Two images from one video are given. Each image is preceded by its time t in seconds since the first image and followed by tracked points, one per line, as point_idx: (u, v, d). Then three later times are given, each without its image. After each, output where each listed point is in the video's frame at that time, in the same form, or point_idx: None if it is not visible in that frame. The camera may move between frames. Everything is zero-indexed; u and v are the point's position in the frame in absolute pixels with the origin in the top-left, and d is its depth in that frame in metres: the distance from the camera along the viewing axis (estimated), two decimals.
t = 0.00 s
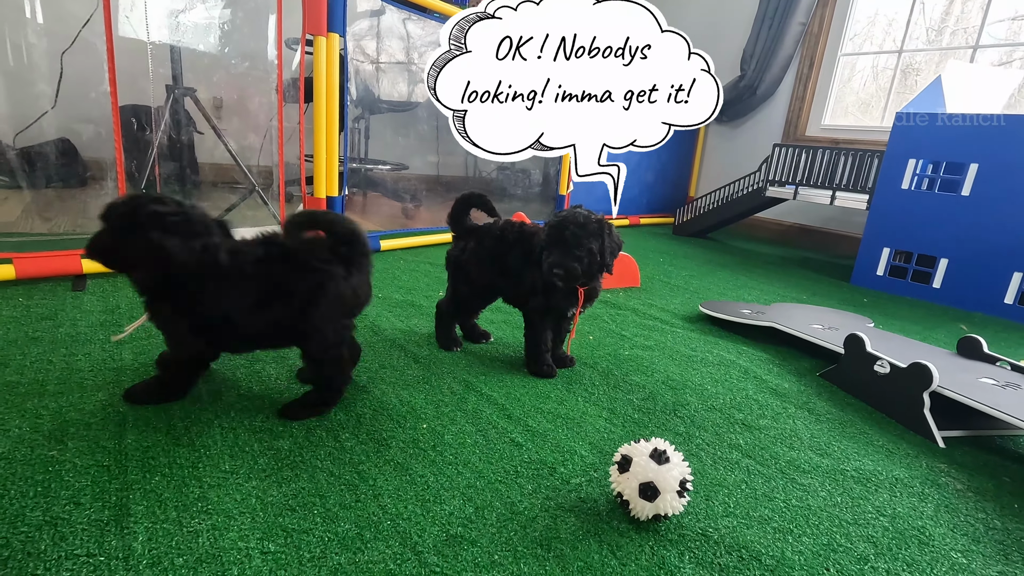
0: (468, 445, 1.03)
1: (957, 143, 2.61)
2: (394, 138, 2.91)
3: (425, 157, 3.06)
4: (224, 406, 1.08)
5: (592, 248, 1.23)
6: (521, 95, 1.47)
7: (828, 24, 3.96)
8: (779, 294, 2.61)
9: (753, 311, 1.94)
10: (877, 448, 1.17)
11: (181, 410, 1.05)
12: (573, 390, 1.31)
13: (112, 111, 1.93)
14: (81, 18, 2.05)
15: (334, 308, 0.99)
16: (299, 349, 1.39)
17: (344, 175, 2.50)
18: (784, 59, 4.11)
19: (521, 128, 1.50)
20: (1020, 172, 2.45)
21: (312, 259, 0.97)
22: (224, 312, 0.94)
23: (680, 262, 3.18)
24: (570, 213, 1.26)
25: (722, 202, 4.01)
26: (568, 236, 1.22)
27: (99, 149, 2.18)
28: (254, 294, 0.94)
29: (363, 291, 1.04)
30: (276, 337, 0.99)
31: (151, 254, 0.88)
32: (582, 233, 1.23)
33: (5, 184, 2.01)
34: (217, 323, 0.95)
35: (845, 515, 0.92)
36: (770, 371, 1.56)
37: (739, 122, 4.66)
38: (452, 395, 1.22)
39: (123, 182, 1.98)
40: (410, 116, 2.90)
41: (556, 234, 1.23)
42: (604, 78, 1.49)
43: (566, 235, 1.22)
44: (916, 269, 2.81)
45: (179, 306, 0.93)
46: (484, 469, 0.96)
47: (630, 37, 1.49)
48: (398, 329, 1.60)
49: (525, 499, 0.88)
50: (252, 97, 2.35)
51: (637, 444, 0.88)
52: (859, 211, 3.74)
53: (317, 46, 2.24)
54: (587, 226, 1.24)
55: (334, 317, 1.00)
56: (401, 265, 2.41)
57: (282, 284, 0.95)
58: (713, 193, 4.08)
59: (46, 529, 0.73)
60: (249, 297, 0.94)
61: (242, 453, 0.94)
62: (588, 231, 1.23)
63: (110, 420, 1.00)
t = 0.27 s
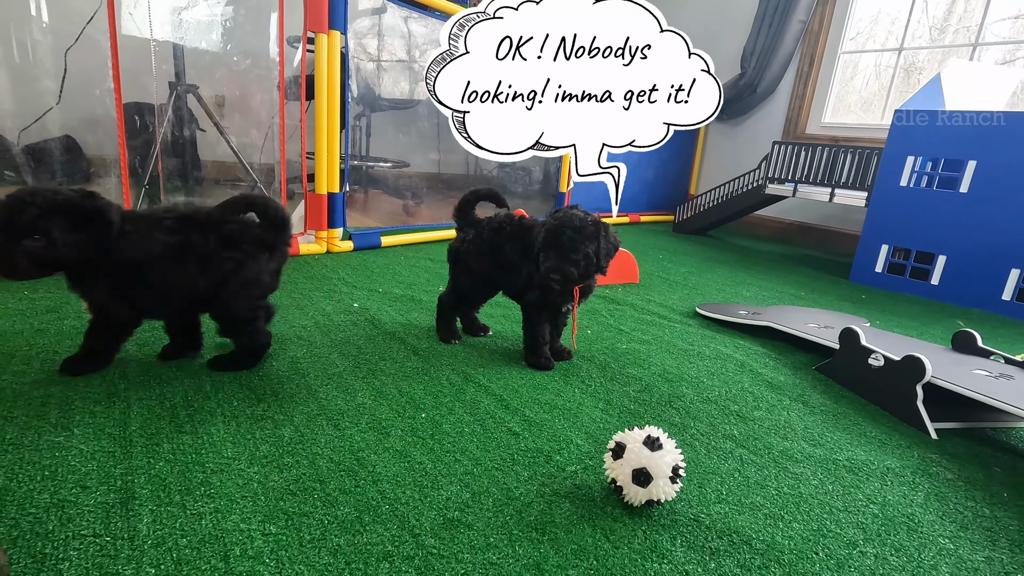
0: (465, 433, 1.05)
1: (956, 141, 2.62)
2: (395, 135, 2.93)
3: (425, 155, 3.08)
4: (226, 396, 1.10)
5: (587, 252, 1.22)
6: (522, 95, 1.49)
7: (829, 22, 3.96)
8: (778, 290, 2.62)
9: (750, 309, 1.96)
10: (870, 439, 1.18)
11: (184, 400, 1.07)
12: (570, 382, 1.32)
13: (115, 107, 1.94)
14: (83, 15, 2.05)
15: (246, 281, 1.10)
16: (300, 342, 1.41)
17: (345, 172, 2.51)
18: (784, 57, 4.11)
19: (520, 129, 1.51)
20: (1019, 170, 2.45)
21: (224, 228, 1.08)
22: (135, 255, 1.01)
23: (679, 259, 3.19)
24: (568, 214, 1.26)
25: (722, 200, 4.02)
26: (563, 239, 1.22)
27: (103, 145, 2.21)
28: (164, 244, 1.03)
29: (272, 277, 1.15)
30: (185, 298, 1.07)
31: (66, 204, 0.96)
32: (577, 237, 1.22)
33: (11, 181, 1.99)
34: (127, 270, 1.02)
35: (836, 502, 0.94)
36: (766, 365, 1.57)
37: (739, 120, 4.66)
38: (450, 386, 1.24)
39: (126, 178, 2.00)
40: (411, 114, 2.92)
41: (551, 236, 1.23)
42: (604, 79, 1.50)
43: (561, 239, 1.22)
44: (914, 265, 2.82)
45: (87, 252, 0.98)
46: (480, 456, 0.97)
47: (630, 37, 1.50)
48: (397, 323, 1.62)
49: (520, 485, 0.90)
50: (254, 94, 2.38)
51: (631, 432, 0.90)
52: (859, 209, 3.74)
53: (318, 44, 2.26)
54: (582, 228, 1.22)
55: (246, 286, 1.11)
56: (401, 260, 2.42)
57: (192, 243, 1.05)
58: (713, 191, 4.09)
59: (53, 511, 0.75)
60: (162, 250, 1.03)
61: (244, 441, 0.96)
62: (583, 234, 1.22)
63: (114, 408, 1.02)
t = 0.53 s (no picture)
0: (461, 430, 1.06)
1: (956, 140, 2.62)
2: (396, 135, 2.94)
3: (426, 154, 3.09)
4: (225, 393, 1.12)
5: (571, 262, 1.24)
6: (522, 95, 1.50)
7: (830, 21, 3.96)
8: (776, 290, 2.63)
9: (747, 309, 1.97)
10: (862, 437, 1.19)
11: (184, 396, 1.09)
12: (566, 380, 1.34)
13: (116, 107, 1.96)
14: (88, 16, 2.12)
15: (168, 247, 1.20)
16: (299, 340, 1.43)
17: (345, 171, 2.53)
18: (785, 57, 4.11)
19: (521, 129, 1.52)
20: (1018, 170, 2.45)
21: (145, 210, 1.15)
22: (59, 248, 1.04)
23: (678, 258, 3.20)
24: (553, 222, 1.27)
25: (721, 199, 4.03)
26: (547, 249, 1.24)
27: (105, 144, 2.24)
28: (88, 232, 1.08)
29: (190, 238, 1.27)
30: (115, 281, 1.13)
31: None
32: (561, 247, 1.24)
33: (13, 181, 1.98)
34: (54, 264, 1.04)
35: (826, 499, 0.95)
36: (762, 364, 1.58)
37: (740, 120, 4.67)
38: (446, 384, 1.25)
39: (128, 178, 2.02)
40: (412, 113, 2.93)
41: (535, 244, 1.25)
42: (605, 79, 1.52)
43: (545, 248, 1.24)
44: (912, 265, 2.83)
45: (9, 250, 0.99)
46: (475, 453, 0.99)
47: (630, 37, 1.50)
48: (396, 321, 1.64)
49: (514, 480, 0.92)
50: (255, 94, 2.39)
51: (623, 429, 0.91)
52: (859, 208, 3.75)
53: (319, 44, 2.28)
54: (565, 238, 1.24)
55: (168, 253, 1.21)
56: (401, 259, 2.44)
57: (116, 228, 1.11)
58: (713, 190, 4.10)
59: (55, 504, 0.77)
60: (88, 239, 1.07)
61: (242, 437, 0.97)
62: (566, 244, 1.24)
63: (114, 404, 1.03)
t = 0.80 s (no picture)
0: (458, 427, 1.07)
1: (956, 139, 2.62)
2: (396, 133, 2.94)
3: (427, 154, 3.10)
4: (225, 389, 1.13)
5: (548, 271, 1.26)
6: (522, 95, 1.51)
7: (830, 20, 3.96)
8: (775, 288, 2.63)
9: (745, 308, 1.98)
10: (857, 434, 1.20)
11: (185, 392, 1.10)
12: (563, 377, 1.35)
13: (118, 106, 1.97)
14: (88, 15, 2.13)
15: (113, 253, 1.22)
16: (299, 337, 1.44)
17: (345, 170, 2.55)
18: (785, 56, 4.12)
19: (521, 128, 1.53)
20: (1016, 170, 2.46)
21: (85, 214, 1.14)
22: (31, 252, 1.02)
23: (678, 256, 3.21)
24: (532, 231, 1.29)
25: (721, 198, 4.04)
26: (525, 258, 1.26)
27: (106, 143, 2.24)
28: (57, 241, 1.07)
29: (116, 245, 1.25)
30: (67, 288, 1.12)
31: None
32: (538, 257, 1.26)
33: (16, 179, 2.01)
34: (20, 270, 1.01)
35: (819, 494, 0.96)
36: (759, 362, 1.59)
37: (740, 119, 4.67)
38: (444, 381, 1.26)
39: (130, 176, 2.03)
40: (413, 112, 2.94)
41: (514, 253, 1.27)
42: (605, 78, 1.53)
43: (522, 258, 1.25)
44: (911, 264, 2.84)
45: None
46: (472, 448, 1.00)
47: (630, 37, 1.51)
48: (395, 319, 1.65)
49: (511, 476, 0.93)
50: (256, 94, 2.41)
51: (617, 425, 0.92)
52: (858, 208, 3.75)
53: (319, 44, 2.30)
54: (543, 249, 1.26)
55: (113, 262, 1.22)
56: (401, 258, 2.45)
57: (73, 233, 1.10)
58: (713, 189, 4.11)
59: (59, 497, 0.78)
60: (56, 246, 1.06)
61: (241, 432, 0.99)
62: (544, 255, 1.26)
63: (114, 400, 1.05)
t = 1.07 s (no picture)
0: (462, 420, 1.08)
1: (957, 138, 2.62)
2: (399, 131, 2.95)
3: (429, 151, 3.11)
4: (232, 382, 1.15)
5: (551, 278, 1.21)
6: (522, 95, 1.50)
7: (832, 18, 3.96)
8: (776, 286, 2.64)
9: (746, 305, 1.99)
10: (857, 429, 1.21)
11: (192, 385, 1.11)
12: (566, 372, 1.36)
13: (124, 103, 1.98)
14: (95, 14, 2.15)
15: None
16: (304, 332, 1.46)
17: (348, 168, 2.56)
18: (787, 54, 4.12)
19: (521, 128, 1.54)
20: (1017, 168, 2.47)
21: None
22: None
23: (679, 254, 3.21)
24: (537, 239, 1.23)
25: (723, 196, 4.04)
26: (532, 269, 1.21)
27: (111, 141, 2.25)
28: None
29: None
30: None
31: None
32: (546, 266, 1.21)
33: (23, 175, 2.07)
34: None
35: (819, 487, 0.98)
36: (760, 358, 1.60)
37: (742, 117, 4.68)
38: (448, 376, 1.28)
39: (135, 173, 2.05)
40: (415, 110, 2.95)
41: (520, 264, 1.21)
42: (604, 78, 1.54)
43: (522, 265, 1.21)
44: (912, 262, 2.84)
45: None
46: (475, 441, 1.01)
47: (630, 37, 1.54)
48: (399, 315, 1.66)
49: (514, 468, 0.94)
50: (260, 91, 2.43)
51: (618, 419, 0.93)
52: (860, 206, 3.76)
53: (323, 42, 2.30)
54: (551, 257, 1.21)
55: None
56: (404, 255, 2.46)
57: None
58: (715, 188, 4.12)
59: (71, 486, 0.79)
60: None
61: (248, 423, 1.00)
62: (552, 264, 1.21)
63: (123, 393, 1.06)
